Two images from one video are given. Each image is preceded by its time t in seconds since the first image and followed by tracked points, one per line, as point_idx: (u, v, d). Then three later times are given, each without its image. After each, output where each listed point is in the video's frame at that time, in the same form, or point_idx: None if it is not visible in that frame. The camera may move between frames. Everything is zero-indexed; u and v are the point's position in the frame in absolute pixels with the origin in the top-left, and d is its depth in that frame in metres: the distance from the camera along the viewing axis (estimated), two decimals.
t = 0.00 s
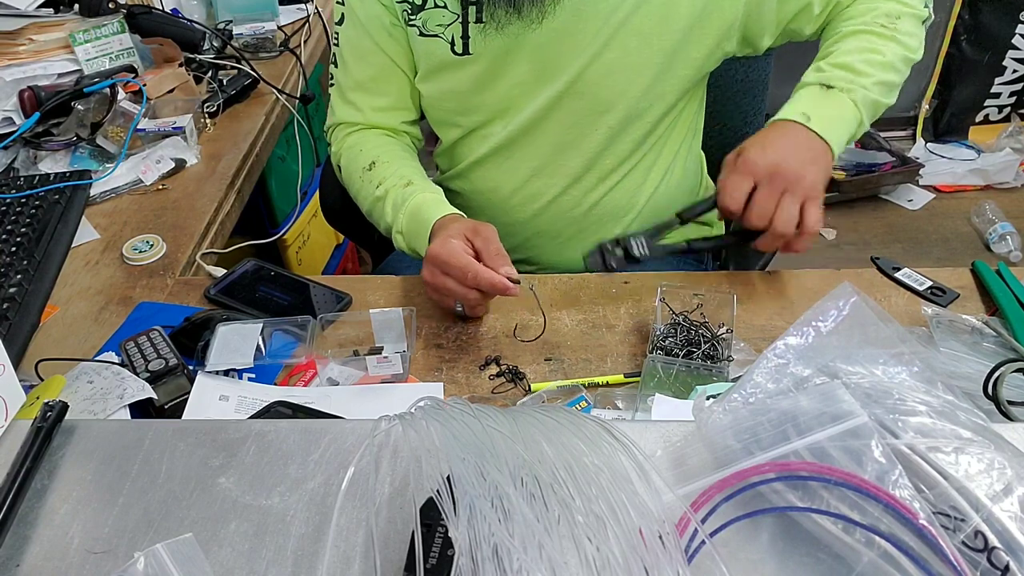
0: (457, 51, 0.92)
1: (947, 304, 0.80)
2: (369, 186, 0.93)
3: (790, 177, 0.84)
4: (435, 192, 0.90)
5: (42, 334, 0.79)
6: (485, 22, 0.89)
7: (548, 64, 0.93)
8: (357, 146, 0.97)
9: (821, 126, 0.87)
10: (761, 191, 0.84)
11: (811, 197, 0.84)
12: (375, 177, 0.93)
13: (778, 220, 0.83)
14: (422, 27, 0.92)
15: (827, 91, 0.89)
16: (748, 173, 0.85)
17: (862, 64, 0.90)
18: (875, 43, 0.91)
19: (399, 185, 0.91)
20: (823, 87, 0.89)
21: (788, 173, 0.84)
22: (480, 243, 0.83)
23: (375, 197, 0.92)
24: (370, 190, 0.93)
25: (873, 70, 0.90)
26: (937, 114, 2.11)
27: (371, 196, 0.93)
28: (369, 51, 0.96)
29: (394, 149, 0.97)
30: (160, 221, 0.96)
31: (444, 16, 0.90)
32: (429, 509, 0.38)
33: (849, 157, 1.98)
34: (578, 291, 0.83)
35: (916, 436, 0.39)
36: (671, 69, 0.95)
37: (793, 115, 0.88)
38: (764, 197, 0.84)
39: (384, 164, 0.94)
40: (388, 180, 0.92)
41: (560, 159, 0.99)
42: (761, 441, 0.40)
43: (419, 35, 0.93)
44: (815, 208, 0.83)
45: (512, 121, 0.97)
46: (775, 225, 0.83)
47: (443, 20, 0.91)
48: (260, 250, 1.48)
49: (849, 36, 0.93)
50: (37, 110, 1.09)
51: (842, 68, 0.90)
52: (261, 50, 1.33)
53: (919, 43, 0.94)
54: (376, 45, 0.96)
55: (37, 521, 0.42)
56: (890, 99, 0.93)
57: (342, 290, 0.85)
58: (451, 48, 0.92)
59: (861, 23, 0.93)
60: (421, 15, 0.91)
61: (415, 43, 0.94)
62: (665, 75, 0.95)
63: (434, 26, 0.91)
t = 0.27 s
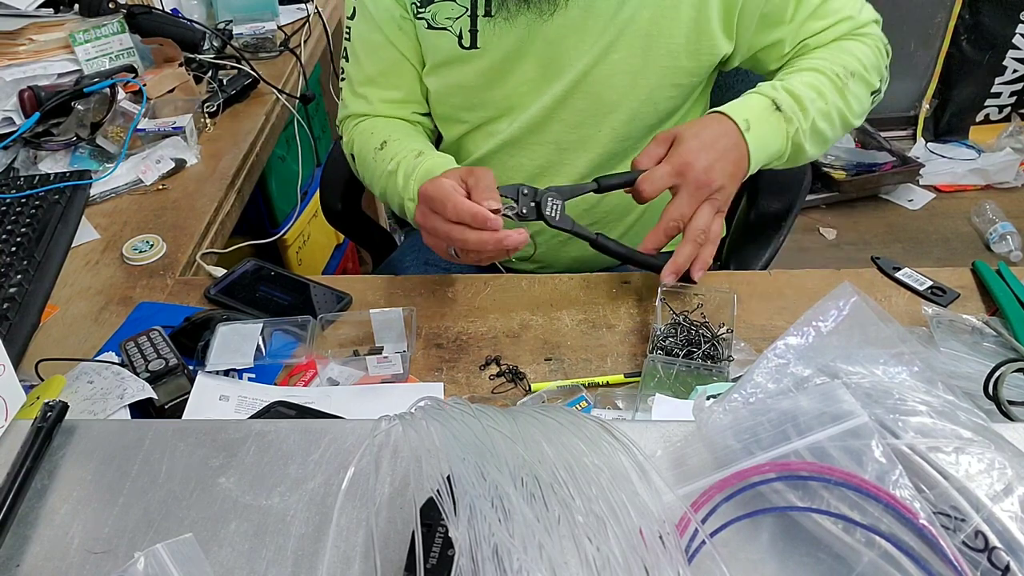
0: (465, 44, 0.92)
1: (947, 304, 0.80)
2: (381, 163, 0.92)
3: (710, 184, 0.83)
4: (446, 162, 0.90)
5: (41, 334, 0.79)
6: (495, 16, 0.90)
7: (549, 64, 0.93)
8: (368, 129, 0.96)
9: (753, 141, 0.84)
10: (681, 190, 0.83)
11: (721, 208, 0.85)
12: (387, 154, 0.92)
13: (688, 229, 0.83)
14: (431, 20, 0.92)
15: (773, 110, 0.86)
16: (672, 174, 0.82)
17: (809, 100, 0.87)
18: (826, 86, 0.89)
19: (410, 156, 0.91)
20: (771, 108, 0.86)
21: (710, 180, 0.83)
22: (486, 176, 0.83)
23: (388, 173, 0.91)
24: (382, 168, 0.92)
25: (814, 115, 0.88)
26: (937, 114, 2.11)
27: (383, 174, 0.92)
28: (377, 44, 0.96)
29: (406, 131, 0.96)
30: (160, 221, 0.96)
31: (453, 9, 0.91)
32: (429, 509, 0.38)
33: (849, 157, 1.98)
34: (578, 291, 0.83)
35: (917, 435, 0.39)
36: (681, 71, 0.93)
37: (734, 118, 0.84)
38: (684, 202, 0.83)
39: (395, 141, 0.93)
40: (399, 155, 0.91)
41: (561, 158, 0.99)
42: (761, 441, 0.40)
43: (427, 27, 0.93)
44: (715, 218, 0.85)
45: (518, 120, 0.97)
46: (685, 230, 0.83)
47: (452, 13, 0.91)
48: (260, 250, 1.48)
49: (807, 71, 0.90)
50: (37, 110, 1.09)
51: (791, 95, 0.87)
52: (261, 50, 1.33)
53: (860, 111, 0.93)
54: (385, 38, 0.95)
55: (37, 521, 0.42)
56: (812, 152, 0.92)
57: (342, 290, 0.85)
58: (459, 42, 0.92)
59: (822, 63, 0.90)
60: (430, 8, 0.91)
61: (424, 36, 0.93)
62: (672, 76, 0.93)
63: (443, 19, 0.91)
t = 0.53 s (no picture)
0: (467, 42, 0.92)
1: (947, 304, 0.80)
2: (373, 153, 0.94)
3: (676, 202, 0.84)
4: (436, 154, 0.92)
5: (41, 334, 0.80)
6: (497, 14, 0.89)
7: (550, 65, 0.93)
8: (364, 119, 0.99)
9: (721, 163, 0.85)
10: (647, 204, 0.84)
11: (682, 223, 0.87)
12: (379, 144, 0.94)
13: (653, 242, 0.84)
14: (434, 15, 0.93)
15: (744, 135, 0.87)
16: (642, 187, 0.82)
17: (779, 131, 0.88)
18: (799, 120, 0.89)
19: (400, 148, 0.93)
20: (743, 134, 0.87)
21: (677, 197, 0.84)
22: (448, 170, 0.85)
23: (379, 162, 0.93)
24: (375, 157, 0.94)
25: (782, 148, 0.89)
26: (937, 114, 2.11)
27: (375, 162, 0.94)
28: (379, 38, 0.97)
29: (403, 122, 0.98)
30: (160, 221, 0.96)
31: (456, 6, 0.91)
32: (429, 509, 0.38)
33: (849, 157, 1.98)
34: (578, 291, 0.83)
35: (917, 435, 0.39)
36: (685, 74, 0.93)
37: (706, 138, 0.85)
38: (650, 215, 0.84)
39: (388, 132, 0.95)
40: (391, 144, 0.93)
41: (561, 159, 0.99)
42: (761, 441, 0.40)
43: (430, 23, 0.93)
44: (675, 232, 0.87)
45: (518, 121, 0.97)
46: (649, 244, 0.85)
47: (455, 10, 0.92)
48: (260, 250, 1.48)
49: (782, 102, 0.90)
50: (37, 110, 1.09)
51: (763, 123, 0.88)
52: (261, 50, 1.33)
53: (825, 150, 0.94)
54: (386, 33, 0.96)
55: (37, 521, 0.42)
56: (774, 183, 0.93)
57: (342, 290, 0.85)
58: (461, 39, 0.92)
59: (799, 98, 0.90)
60: (434, 4, 0.92)
61: (425, 31, 0.94)
62: (676, 77, 0.93)
63: (446, 16, 0.92)
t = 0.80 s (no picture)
0: (469, 44, 0.92)
1: (947, 304, 0.80)
2: (376, 156, 0.95)
3: (669, 209, 0.84)
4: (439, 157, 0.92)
5: (42, 334, 0.80)
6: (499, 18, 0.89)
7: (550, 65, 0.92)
8: (365, 120, 0.99)
9: (715, 169, 0.85)
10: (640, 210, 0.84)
11: (675, 230, 0.87)
12: (381, 147, 0.95)
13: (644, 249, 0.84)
14: (436, 17, 0.92)
15: (739, 144, 0.87)
16: (636, 193, 0.82)
17: (774, 140, 0.88)
18: (794, 128, 0.90)
19: (403, 152, 0.93)
20: (739, 141, 0.87)
21: (670, 204, 0.84)
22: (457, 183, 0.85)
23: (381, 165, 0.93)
24: (376, 160, 0.95)
25: (777, 155, 0.89)
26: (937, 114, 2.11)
27: (377, 164, 0.94)
28: (379, 39, 0.97)
29: (404, 125, 0.98)
30: (160, 221, 0.96)
31: (459, 8, 0.91)
32: (429, 509, 0.38)
33: (849, 157, 1.98)
34: (578, 291, 0.83)
35: (917, 435, 0.39)
36: (686, 75, 0.93)
37: (702, 145, 0.85)
38: (643, 221, 0.84)
39: (391, 134, 0.96)
40: (393, 147, 0.94)
41: (562, 159, 0.99)
42: (761, 441, 0.40)
43: (432, 24, 0.93)
44: (668, 239, 0.86)
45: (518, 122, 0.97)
46: (641, 250, 0.85)
47: (458, 12, 0.91)
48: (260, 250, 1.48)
49: (778, 110, 0.91)
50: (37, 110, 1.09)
51: (758, 130, 0.88)
52: (261, 50, 1.33)
53: (819, 159, 0.94)
54: (387, 34, 0.96)
55: (38, 521, 0.42)
56: (767, 190, 0.93)
57: (342, 290, 0.85)
58: (463, 41, 0.92)
59: (795, 107, 0.91)
60: (436, 6, 0.92)
61: (427, 33, 0.94)
62: (678, 79, 0.93)
63: (448, 18, 0.92)
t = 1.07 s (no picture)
0: (472, 45, 0.92)
1: (948, 304, 0.80)
2: (370, 159, 0.94)
3: (672, 211, 0.84)
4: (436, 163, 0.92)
5: (42, 334, 0.80)
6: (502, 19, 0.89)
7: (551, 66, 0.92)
8: (361, 123, 0.99)
9: (718, 171, 0.85)
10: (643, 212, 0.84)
11: (678, 234, 0.87)
12: (377, 151, 0.94)
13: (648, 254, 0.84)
14: (438, 19, 0.92)
15: (741, 145, 0.87)
16: (639, 196, 0.82)
17: (775, 142, 0.88)
18: (795, 131, 0.90)
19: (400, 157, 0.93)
20: (741, 142, 0.87)
21: (672, 206, 0.84)
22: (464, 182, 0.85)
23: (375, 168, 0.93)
24: (370, 162, 0.94)
25: (778, 158, 0.89)
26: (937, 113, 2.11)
27: (371, 167, 0.94)
28: (379, 40, 0.96)
29: (400, 130, 0.98)
30: (160, 221, 0.96)
31: (462, 9, 0.90)
32: (429, 509, 0.38)
33: (849, 157, 1.99)
34: (578, 292, 0.83)
35: (917, 435, 0.39)
36: (687, 75, 0.92)
37: (705, 147, 0.85)
38: (646, 223, 0.84)
39: (388, 139, 0.95)
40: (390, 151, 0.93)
41: (562, 159, 0.99)
42: (761, 441, 0.40)
43: (434, 26, 0.93)
44: (671, 242, 0.86)
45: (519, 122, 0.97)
46: (644, 253, 0.84)
47: (460, 14, 0.91)
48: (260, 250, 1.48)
49: (778, 113, 0.91)
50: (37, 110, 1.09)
51: (760, 133, 0.88)
52: (261, 50, 1.33)
53: (819, 162, 0.94)
54: (387, 35, 0.96)
55: (38, 521, 0.42)
56: (768, 193, 0.93)
57: (342, 290, 0.85)
58: (466, 43, 0.92)
59: (795, 110, 0.91)
60: (438, 7, 0.91)
61: (428, 34, 0.94)
62: (678, 79, 0.93)
63: (450, 19, 0.91)
